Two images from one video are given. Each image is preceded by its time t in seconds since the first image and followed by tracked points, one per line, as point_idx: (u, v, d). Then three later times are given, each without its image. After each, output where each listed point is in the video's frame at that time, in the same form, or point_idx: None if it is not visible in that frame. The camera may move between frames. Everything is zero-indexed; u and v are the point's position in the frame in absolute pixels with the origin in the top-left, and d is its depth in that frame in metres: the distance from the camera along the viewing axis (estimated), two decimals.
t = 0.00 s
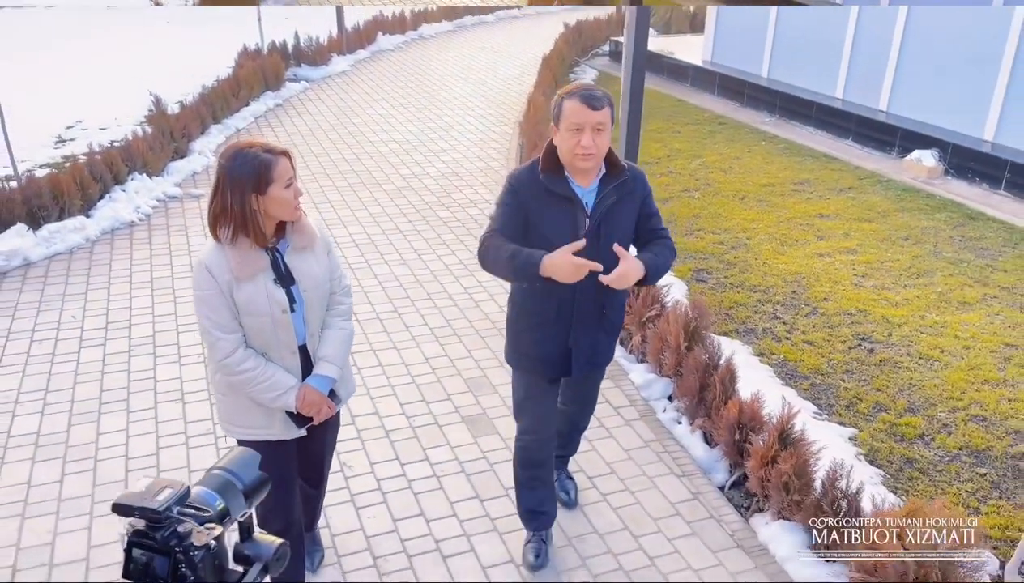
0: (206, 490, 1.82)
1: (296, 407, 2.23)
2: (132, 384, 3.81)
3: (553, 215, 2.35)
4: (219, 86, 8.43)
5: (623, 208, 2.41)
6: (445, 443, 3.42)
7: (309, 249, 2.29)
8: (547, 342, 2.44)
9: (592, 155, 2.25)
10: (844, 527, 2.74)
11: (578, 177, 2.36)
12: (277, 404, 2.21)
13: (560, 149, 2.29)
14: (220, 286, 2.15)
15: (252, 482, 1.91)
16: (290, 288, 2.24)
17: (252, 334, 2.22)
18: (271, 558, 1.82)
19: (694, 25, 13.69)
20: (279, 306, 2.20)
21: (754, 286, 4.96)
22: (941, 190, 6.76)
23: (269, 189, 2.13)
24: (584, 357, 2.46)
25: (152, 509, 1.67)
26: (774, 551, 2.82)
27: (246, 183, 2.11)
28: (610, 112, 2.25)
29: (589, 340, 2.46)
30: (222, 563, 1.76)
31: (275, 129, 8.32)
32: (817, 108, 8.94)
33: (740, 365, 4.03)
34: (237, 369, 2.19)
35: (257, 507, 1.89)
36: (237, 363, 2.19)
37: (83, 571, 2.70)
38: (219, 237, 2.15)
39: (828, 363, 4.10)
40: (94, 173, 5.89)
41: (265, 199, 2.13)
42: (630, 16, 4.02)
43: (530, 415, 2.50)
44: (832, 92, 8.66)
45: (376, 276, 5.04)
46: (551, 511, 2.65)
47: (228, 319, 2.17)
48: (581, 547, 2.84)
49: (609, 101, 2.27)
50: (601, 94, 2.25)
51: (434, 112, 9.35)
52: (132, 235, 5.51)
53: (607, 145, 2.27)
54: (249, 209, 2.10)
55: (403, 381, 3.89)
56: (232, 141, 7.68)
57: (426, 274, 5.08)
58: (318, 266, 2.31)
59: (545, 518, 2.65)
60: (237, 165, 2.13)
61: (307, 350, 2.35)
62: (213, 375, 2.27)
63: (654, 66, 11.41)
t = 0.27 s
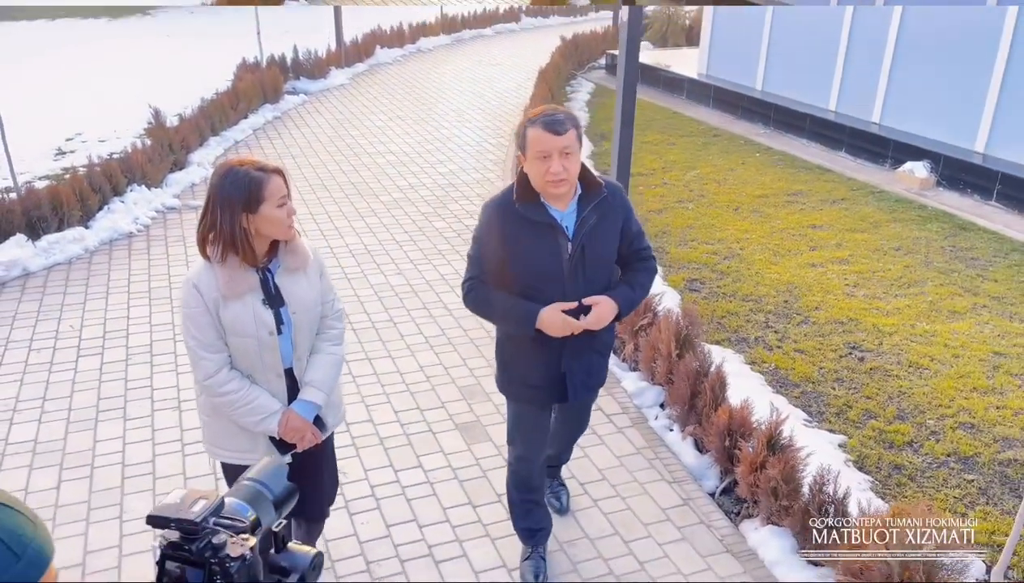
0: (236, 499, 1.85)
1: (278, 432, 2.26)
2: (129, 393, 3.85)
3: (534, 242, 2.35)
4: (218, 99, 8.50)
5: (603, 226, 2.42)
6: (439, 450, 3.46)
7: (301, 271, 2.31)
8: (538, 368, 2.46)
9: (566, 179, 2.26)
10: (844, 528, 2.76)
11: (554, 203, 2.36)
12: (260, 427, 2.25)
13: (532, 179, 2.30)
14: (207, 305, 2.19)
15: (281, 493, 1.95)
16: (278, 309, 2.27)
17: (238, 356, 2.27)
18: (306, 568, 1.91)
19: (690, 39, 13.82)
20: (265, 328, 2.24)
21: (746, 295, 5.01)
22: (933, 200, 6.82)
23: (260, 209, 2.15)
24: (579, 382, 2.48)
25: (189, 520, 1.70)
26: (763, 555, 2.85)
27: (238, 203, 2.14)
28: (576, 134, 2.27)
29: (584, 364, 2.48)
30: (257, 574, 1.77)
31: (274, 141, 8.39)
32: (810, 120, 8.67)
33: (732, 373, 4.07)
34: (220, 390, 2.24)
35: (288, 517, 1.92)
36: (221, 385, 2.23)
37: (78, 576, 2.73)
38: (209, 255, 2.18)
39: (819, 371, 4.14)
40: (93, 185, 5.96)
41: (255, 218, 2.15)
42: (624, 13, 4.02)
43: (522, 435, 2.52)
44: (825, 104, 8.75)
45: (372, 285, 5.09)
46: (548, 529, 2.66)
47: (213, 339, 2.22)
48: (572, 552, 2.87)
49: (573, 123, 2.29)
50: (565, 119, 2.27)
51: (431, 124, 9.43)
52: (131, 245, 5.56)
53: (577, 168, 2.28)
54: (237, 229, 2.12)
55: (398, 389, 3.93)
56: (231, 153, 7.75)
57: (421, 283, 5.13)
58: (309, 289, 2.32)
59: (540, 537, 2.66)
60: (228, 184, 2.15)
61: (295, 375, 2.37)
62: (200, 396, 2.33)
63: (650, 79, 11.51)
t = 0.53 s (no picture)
0: (250, 501, 1.77)
1: (260, 446, 2.29)
2: (119, 398, 3.87)
3: (501, 254, 2.39)
4: (213, 108, 8.55)
5: (572, 234, 2.44)
6: (427, 454, 3.48)
7: (288, 285, 2.33)
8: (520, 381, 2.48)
9: (528, 192, 2.30)
10: (845, 527, 2.74)
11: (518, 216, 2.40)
12: (242, 441, 2.29)
13: (496, 194, 2.34)
14: (192, 318, 2.22)
15: (295, 494, 1.87)
16: (264, 324, 2.28)
17: (221, 369, 2.29)
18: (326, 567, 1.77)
19: (683, 50, 13.93)
20: (250, 343, 2.26)
21: (735, 301, 5.05)
22: (922, 208, 6.87)
23: (252, 224, 2.15)
24: (562, 395, 2.48)
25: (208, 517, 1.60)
26: (746, 557, 2.87)
27: (229, 218, 2.13)
28: (537, 147, 2.31)
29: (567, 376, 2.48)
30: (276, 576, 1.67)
31: (269, 151, 8.44)
32: (801, 130, 8.69)
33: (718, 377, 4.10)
34: (203, 403, 2.26)
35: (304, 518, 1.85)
36: (203, 398, 2.26)
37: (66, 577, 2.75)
38: (196, 268, 2.20)
39: (805, 376, 4.18)
40: (87, 194, 6.00)
41: (247, 234, 2.15)
42: (611, 15, 4.02)
43: (504, 442, 2.55)
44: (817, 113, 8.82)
45: (364, 292, 5.12)
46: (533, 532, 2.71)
47: (196, 352, 2.25)
48: (557, 554, 2.90)
49: (534, 135, 2.33)
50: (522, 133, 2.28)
51: (426, 134, 9.49)
52: (124, 253, 5.59)
53: (538, 181, 2.33)
54: (228, 246, 2.13)
55: (387, 394, 3.96)
56: (225, 163, 7.79)
57: (412, 290, 5.16)
58: (295, 303, 2.34)
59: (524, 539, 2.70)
60: (219, 199, 2.16)
61: (278, 388, 2.38)
62: (181, 407, 2.35)
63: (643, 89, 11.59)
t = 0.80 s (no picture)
0: (263, 502, 1.72)
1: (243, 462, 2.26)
2: (108, 402, 3.89)
3: (473, 262, 2.35)
4: (207, 117, 8.61)
5: (546, 240, 2.37)
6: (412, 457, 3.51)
7: (278, 299, 2.31)
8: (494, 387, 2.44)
9: (499, 208, 2.26)
10: (843, 528, 2.67)
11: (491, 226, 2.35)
12: (224, 455, 2.26)
13: (468, 205, 2.31)
14: (178, 329, 2.21)
15: (305, 495, 1.80)
16: (250, 338, 2.28)
17: (207, 382, 2.28)
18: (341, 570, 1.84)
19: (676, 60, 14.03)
20: (235, 356, 2.25)
21: (723, 307, 5.09)
22: (910, 214, 6.90)
23: (241, 237, 2.14)
24: (538, 403, 2.40)
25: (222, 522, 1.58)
26: (727, 558, 2.89)
27: (217, 229, 2.13)
28: (509, 161, 2.24)
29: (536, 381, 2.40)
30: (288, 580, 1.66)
31: (262, 159, 8.49)
32: (792, 138, 8.74)
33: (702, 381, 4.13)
34: (187, 415, 2.25)
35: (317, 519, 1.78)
36: (187, 411, 2.25)
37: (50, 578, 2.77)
38: (184, 279, 2.19)
39: (790, 380, 4.21)
40: (80, 202, 6.04)
41: (236, 247, 2.14)
42: (596, 16, 4.05)
43: (484, 448, 2.55)
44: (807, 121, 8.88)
45: (353, 298, 5.15)
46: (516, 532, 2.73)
47: (182, 364, 2.24)
48: (539, 555, 2.92)
49: (507, 146, 2.25)
50: (496, 147, 2.22)
51: (419, 142, 9.55)
52: (116, 260, 5.62)
53: (511, 197, 2.27)
54: (216, 257, 2.12)
55: (374, 398, 3.98)
56: (219, 171, 7.84)
57: (402, 296, 5.19)
58: (284, 317, 2.33)
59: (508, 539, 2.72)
60: (210, 210, 2.15)
61: (265, 405, 2.37)
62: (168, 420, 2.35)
63: (636, 98, 11.67)
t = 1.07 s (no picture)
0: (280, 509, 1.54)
1: (249, 477, 2.21)
2: (99, 403, 3.93)
3: (466, 264, 2.34)
4: (202, 123, 8.67)
5: (538, 249, 2.33)
6: (400, 456, 3.54)
7: (288, 308, 2.25)
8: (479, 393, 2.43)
9: (493, 218, 2.22)
10: (844, 528, 2.67)
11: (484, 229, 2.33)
12: (231, 470, 2.20)
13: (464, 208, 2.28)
14: (184, 338, 2.16)
15: (321, 503, 1.64)
16: (258, 348, 2.22)
17: (214, 395, 2.23)
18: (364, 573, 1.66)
19: (670, 66, 14.13)
20: (242, 367, 2.19)
21: (711, 309, 5.13)
22: (900, 218, 6.95)
23: (248, 242, 2.09)
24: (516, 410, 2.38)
25: (242, 528, 1.39)
26: (710, 553, 2.93)
27: (224, 234, 2.08)
28: (507, 173, 2.18)
29: (517, 392, 2.37)
30: None
31: (257, 164, 8.54)
32: (783, 144, 8.79)
33: (688, 381, 4.17)
34: (193, 429, 2.20)
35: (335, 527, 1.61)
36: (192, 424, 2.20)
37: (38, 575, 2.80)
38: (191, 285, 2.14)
39: (777, 381, 4.25)
40: (74, 206, 6.07)
41: (243, 252, 2.09)
42: (582, 15, 4.10)
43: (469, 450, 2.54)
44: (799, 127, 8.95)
45: (345, 301, 5.19)
46: (500, 528, 2.76)
47: (188, 376, 2.19)
48: (523, 551, 2.96)
49: (506, 156, 2.20)
50: (496, 158, 2.17)
51: (413, 148, 9.61)
52: (109, 263, 5.66)
53: (506, 209, 2.23)
54: (223, 262, 2.06)
55: (363, 398, 4.02)
56: (213, 176, 7.89)
57: (393, 299, 5.24)
58: (294, 328, 2.26)
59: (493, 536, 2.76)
60: (216, 214, 2.10)
61: (273, 418, 2.30)
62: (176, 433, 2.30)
63: (630, 105, 11.74)
